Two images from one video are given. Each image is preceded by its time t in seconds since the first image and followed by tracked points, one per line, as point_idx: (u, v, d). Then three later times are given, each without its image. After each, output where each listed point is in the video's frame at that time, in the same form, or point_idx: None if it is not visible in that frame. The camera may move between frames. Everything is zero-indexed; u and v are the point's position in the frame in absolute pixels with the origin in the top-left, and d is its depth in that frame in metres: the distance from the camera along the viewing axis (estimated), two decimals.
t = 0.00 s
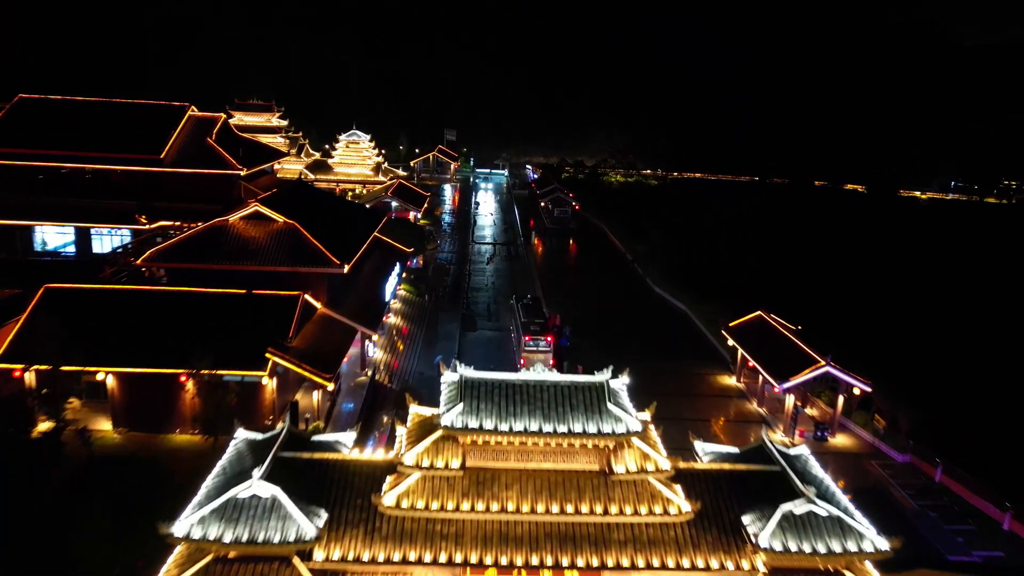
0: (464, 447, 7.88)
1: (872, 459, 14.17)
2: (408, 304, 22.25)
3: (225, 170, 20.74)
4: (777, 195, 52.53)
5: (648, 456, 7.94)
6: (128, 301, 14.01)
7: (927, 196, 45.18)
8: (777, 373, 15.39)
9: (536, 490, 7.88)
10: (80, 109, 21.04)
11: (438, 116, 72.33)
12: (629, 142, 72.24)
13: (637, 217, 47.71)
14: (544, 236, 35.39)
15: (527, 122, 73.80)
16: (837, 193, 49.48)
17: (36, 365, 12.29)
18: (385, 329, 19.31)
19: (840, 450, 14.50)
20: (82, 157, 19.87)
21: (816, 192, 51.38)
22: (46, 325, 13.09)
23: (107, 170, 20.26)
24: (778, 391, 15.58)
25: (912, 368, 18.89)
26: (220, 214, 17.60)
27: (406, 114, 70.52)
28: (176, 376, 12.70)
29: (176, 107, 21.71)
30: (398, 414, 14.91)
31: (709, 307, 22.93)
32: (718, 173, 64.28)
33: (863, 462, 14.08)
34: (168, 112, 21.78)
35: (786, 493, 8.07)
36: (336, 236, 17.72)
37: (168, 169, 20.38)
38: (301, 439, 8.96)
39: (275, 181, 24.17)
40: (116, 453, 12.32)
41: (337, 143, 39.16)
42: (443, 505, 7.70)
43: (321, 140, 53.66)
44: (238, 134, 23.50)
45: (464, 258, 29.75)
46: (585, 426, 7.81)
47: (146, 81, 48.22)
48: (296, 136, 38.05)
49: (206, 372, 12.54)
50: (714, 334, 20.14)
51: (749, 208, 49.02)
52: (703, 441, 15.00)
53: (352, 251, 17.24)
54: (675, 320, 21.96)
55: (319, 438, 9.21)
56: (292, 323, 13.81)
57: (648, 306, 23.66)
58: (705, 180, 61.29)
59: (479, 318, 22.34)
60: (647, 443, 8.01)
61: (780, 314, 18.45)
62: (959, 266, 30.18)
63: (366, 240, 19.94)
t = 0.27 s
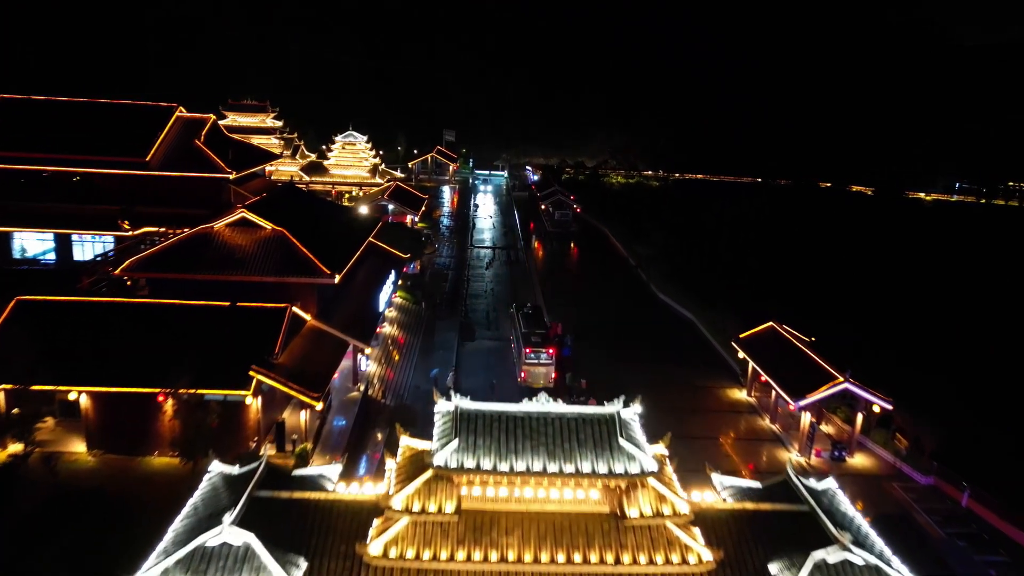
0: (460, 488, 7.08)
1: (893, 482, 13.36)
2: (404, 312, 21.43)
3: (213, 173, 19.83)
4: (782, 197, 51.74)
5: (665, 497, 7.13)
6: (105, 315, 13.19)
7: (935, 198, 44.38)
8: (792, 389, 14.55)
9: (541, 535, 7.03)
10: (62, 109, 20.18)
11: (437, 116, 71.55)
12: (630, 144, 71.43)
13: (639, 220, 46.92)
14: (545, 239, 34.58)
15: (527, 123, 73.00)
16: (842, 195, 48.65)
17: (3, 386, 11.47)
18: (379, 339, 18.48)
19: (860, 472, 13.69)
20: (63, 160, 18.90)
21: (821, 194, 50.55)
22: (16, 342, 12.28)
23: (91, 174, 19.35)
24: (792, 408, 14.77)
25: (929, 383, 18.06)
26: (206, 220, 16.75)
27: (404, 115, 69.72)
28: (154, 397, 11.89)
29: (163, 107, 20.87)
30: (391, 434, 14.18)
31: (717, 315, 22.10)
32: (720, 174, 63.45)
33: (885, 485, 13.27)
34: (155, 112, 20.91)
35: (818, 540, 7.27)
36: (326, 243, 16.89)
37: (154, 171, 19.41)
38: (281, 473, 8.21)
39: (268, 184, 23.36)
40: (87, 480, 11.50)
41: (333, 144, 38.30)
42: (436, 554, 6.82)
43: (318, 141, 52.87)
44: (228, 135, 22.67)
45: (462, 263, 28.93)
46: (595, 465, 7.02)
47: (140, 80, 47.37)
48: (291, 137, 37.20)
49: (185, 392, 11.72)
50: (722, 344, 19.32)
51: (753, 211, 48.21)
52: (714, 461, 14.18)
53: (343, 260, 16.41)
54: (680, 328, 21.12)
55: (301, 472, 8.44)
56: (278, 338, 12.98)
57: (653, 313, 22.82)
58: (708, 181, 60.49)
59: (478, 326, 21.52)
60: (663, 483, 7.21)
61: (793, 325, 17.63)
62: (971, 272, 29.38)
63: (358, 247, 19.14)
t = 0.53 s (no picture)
0: (455, 540, 6.27)
1: (917, 507, 12.56)
2: (400, 321, 20.64)
3: (201, 177, 18.98)
4: (785, 199, 50.97)
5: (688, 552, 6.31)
6: (79, 331, 12.39)
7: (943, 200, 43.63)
8: (809, 407, 13.75)
9: None
10: (44, 108, 19.34)
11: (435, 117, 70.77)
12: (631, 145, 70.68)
13: (640, 225, 46.20)
14: (545, 242, 33.81)
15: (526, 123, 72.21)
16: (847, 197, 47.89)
17: None
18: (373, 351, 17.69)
19: (881, 495, 12.91)
20: (45, 163, 18.14)
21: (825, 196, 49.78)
22: None
23: (74, 179, 18.58)
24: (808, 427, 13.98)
25: (949, 399, 17.29)
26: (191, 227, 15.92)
27: (402, 116, 68.91)
28: (129, 419, 11.10)
29: (149, 107, 20.05)
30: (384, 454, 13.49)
31: (723, 324, 21.32)
32: (723, 176, 62.71)
33: (908, 510, 12.48)
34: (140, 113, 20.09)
35: None
36: (316, 251, 16.10)
37: (139, 175, 18.55)
38: (258, 516, 7.45)
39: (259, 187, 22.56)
40: (55, 510, 10.69)
41: (329, 145, 37.49)
42: None
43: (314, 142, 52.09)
44: (217, 137, 21.88)
45: (460, 268, 28.15)
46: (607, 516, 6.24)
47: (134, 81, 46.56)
48: (286, 138, 36.39)
49: (162, 415, 10.94)
50: (731, 355, 18.56)
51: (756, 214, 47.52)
52: (726, 484, 13.38)
53: (334, 269, 15.60)
54: (686, 338, 20.36)
55: (279, 515, 7.65)
56: (262, 356, 12.16)
57: (657, 321, 22.05)
58: (710, 182, 59.76)
59: (476, 335, 20.72)
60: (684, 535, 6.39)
61: (806, 338, 16.87)
62: (983, 278, 28.65)
63: (351, 254, 18.38)
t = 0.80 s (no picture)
0: None
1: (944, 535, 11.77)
2: (395, 331, 19.83)
3: (187, 181, 18.21)
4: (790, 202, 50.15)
5: None
6: (49, 348, 11.55)
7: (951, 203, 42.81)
8: (828, 427, 12.96)
9: None
10: (23, 107, 18.50)
11: (434, 118, 69.94)
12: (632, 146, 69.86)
13: (642, 229, 45.38)
14: (546, 247, 33.08)
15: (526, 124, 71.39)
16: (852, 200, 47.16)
17: None
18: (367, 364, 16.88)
19: (905, 522, 12.12)
20: (23, 166, 17.37)
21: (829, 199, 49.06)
22: None
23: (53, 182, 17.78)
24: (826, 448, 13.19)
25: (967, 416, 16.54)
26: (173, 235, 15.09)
27: (401, 117, 68.10)
28: (99, 446, 10.26)
29: (134, 108, 19.25)
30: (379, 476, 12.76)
31: (731, 333, 20.51)
32: (725, 178, 62.01)
33: (934, 538, 11.69)
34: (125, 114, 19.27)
35: None
36: (306, 260, 15.30)
37: (122, 180, 17.82)
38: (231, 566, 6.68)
39: (250, 192, 21.78)
40: (17, 545, 9.85)
41: (324, 147, 36.68)
42: None
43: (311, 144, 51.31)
44: (206, 139, 21.08)
45: (458, 273, 27.35)
46: None
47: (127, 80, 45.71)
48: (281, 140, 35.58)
49: (135, 441, 10.11)
50: (741, 367, 17.76)
51: (760, 217, 46.74)
52: (740, 510, 12.56)
53: (324, 280, 14.81)
54: (693, 348, 19.56)
55: (253, 565, 6.85)
56: (245, 375, 11.35)
57: (662, 330, 21.25)
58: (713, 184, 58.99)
59: (475, 346, 19.92)
60: None
61: (821, 351, 16.09)
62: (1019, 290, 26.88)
63: (344, 262, 17.58)
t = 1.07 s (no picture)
0: None
1: (975, 567, 10.97)
2: (391, 341, 19.01)
3: (172, 185, 17.44)
4: (794, 204, 49.39)
5: None
6: (13, 367, 10.74)
7: (960, 206, 42.08)
8: (849, 450, 12.16)
9: None
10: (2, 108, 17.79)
11: (433, 118, 69.08)
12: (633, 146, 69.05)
13: (645, 234, 44.63)
14: (546, 251, 32.34)
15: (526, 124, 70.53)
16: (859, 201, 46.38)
17: None
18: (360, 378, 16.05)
19: (933, 552, 11.32)
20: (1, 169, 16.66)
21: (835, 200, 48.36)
22: None
23: (33, 186, 17.07)
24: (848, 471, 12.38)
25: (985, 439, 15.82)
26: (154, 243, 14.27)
27: (400, 118, 67.26)
28: (64, 476, 9.45)
29: (117, 109, 18.44)
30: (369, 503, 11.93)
31: (741, 342, 19.73)
32: (728, 180, 61.27)
33: (964, 570, 10.91)
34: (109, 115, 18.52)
35: None
36: (294, 270, 14.48)
37: (104, 183, 17.11)
38: None
39: (239, 197, 20.96)
40: None
41: (320, 148, 35.90)
42: None
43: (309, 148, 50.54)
44: (194, 141, 20.31)
45: (456, 278, 26.54)
46: None
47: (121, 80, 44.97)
48: (276, 141, 34.81)
49: (103, 472, 9.30)
50: (751, 380, 16.97)
51: (765, 220, 45.96)
52: (756, 539, 11.74)
53: (313, 292, 14.00)
54: (700, 359, 18.76)
55: None
56: (226, 397, 10.55)
57: (668, 339, 20.45)
58: (715, 186, 58.20)
59: (473, 357, 19.11)
60: None
61: (839, 366, 15.30)
62: None
63: (336, 270, 16.77)
